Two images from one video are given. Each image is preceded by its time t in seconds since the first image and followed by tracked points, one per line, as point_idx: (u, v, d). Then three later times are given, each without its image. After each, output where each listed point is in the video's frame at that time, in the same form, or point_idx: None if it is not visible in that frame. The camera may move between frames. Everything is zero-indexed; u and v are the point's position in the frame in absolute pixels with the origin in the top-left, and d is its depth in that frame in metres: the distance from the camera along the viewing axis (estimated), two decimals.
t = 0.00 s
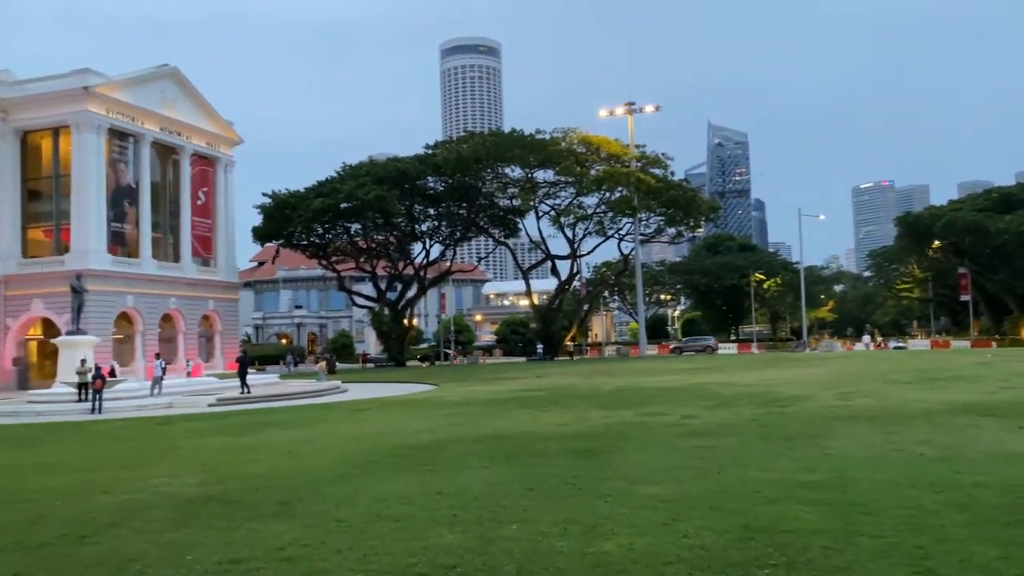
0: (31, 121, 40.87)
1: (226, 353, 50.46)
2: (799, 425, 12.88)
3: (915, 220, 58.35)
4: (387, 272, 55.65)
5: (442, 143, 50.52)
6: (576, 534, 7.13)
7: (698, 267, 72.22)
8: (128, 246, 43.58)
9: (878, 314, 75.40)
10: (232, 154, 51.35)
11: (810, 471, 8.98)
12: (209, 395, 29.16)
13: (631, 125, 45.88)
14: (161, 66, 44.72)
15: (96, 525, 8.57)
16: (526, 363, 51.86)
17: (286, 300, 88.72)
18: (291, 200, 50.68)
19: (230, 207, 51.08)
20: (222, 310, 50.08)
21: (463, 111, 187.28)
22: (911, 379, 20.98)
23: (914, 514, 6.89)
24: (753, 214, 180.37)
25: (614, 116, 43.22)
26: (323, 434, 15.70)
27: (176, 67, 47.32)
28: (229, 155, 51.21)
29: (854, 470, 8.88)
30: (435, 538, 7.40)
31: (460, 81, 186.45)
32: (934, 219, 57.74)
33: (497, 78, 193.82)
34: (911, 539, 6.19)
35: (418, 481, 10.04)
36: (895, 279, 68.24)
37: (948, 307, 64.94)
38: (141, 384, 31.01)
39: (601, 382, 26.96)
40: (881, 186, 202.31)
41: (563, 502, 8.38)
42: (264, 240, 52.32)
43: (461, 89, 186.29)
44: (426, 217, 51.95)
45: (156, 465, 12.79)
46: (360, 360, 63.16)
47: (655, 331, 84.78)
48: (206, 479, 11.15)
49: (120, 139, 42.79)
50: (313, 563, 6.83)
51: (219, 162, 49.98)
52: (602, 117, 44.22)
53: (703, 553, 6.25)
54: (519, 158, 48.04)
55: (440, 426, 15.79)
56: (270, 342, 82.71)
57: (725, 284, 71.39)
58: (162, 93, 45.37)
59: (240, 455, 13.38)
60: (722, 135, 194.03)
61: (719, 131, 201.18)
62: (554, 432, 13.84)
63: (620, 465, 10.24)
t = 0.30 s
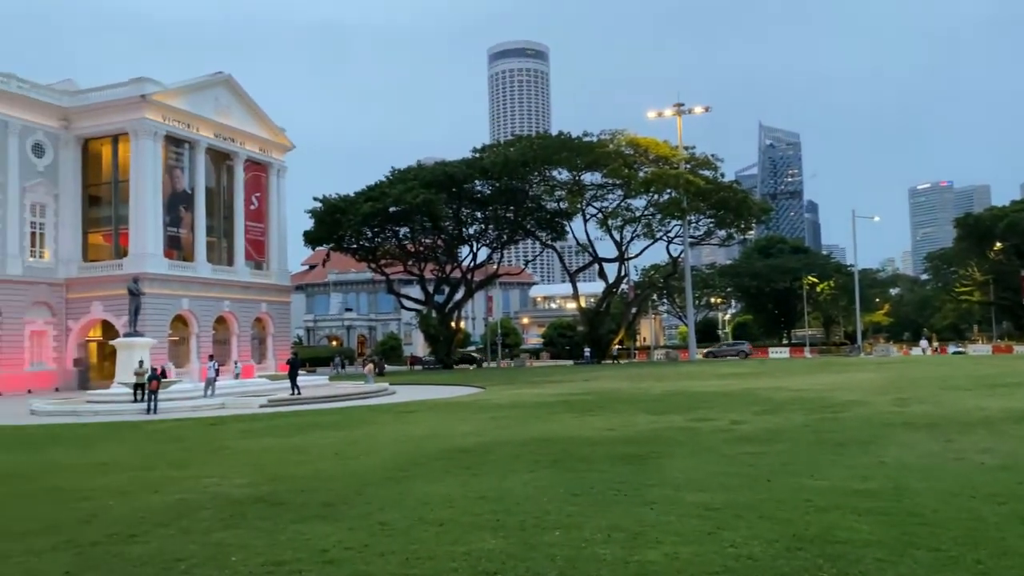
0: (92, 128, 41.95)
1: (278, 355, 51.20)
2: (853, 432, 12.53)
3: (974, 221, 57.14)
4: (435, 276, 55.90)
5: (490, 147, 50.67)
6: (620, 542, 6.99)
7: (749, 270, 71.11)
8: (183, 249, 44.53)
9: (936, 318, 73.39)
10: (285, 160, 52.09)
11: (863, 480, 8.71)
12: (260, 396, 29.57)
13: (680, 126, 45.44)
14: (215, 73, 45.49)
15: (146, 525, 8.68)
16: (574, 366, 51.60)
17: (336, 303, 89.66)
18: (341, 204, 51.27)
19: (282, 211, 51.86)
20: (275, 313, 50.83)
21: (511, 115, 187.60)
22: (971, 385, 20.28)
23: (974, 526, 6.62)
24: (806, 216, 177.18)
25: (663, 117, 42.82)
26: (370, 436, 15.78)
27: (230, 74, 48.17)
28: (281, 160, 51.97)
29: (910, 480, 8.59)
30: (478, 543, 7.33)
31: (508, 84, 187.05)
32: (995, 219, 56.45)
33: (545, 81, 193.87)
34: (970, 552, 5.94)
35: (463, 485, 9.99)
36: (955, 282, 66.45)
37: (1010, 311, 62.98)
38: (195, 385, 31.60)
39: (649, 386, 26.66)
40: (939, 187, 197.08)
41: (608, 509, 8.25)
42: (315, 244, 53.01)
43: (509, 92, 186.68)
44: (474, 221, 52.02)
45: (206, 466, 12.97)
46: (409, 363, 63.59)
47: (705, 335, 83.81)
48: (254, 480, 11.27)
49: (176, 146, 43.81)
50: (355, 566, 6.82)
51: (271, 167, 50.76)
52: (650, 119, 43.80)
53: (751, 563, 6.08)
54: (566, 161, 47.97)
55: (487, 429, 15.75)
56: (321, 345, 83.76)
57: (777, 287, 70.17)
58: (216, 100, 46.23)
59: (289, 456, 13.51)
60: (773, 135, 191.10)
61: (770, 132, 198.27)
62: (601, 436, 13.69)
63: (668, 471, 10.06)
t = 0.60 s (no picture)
0: (147, 136, 42.96)
1: (327, 358, 51.81)
2: (907, 439, 12.15)
3: None
4: (481, 279, 55.96)
5: (535, 151, 50.64)
6: (663, 550, 6.85)
7: (800, 273, 69.91)
8: (235, 255, 45.34)
9: (997, 322, 71.16)
10: (333, 166, 52.65)
11: (917, 489, 8.42)
12: (309, 399, 29.93)
13: (728, 128, 44.82)
14: (265, 81, 46.24)
15: (192, 526, 8.79)
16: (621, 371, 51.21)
17: (384, 307, 90.42)
18: (387, 209, 51.68)
19: (330, 217, 52.46)
20: (324, 317, 51.44)
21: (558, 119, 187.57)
22: None
23: None
24: (859, 218, 173.56)
25: (710, 118, 42.23)
26: (414, 439, 15.82)
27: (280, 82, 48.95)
28: (330, 166, 52.56)
29: (969, 489, 8.26)
30: (518, 549, 7.25)
31: (555, 88, 187.15)
32: None
33: (592, 85, 193.51)
34: None
35: (505, 489, 9.91)
36: (1016, 285, 64.38)
37: None
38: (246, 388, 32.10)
39: (697, 391, 26.30)
40: (999, 188, 191.50)
41: (652, 516, 8.10)
42: (363, 249, 53.54)
43: (556, 96, 186.74)
44: (520, 224, 52.00)
45: (253, 468, 13.12)
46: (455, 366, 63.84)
47: (755, 340, 82.56)
48: (299, 482, 11.35)
49: (228, 153, 44.67)
50: (394, 572, 6.77)
51: (320, 173, 51.40)
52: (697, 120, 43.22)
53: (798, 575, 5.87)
54: (612, 163, 47.68)
55: (531, 433, 15.66)
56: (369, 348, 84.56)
57: (829, 290, 68.74)
58: (266, 108, 46.98)
59: (334, 459, 13.62)
60: (825, 136, 187.87)
61: (822, 133, 194.91)
62: (646, 442, 13.51)
63: (714, 478, 9.86)
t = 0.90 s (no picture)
0: (198, 146, 43.89)
1: (374, 362, 52.26)
2: (964, 444, 11.79)
3: None
4: (526, 283, 55.91)
5: (578, 154, 50.50)
6: (709, 557, 6.73)
7: (852, 274, 68.47)
8: (284, 261, 45.96)
9: None
10: (379, 172, 53.14)
11: (976, 496, 8.14)
12: (356, 402, 30.23)
13: (776, 127, 44.14)
14: (312, 90, 46.93)
15: (240, 528, 8.90)
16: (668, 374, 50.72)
17: (429, 311, 91.30)
18: (432, 214, 51.97)
19: (376, 223, 52.92)
20: (371, 322, 51.91)
21: (602, 121, 186.99)
22: None
23: None
24: (913, 218, 169.57)
25: (757, 118, 41.65)
26: (459, 443, 15.86)
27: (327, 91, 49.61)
28: (376, 172, 53.06)
29: None
30: (562, 554, 7.19)
31: (599, 90, 186.71)
32: None
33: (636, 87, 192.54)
34: None
35: (548, 494, 9.86)
36: None
37: None
38: (295, 391, 32.53)
39: (745, 395, 25.90)
40: None
41: (698, 522, 7.98)
42: (408, 254, 53.95)
43: (600, 99, 186.28)
44: (564, 228, 51.82)
45: (301, 471, 13.27)
46: (501, 370, 63.93)
47: (806, 342, 81.08)
48: (345, 485, 11.45)
49: (277, 161, 45.42)
50: None
51: (367, 180, 51.91)
52: (744, 120, 42.66)
53: None
54: (657, 165, 47.31)
55: (576, 438, 15.57)
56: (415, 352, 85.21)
57: (883, 291, 67.17)
58: (313, 116, 47.63)
59: (379, 462, 13.70)
60: (877, 134, 184.03)
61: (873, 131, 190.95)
62: (692, 446, 13.33)
63: (761, 484, 9.68)
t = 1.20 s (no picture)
0: (246, 155, 44.67)
1: (419, 366, 52.57)
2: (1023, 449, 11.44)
3: None
4: (569, 286, 55.72)
5: (621, 155, 50.23)
6: (759, 563, 6.63)
7: (903, 274, 66.85)
8: (331, 267, 46.47)
9: None
10: (422, 177, 53.46)
11: None
12: (402, 406, 30.42)
13: (823, 125, 43.45)
14: (356, 97, 47.47)
15: (290, 531, 9.01)
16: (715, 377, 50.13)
17: (473, 315, 91.39)
18: (475, 218, 52.19)
19: (420, 228, 53.23)
20: (415, 326, 52.24)
21: (645, 122, 185.92)
22: None
23: None
24: (967, 216, 165.34)
25: (804, 116, 41.04)
26: (504, 447, 15.87)
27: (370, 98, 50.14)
28: (419, 178, 53.40)
29: None
30: (609, 560, 7.14)
31: (642, 91, 185.75)
32: None
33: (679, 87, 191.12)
34: None
35: (594, 499, 9.80)
36: None
37: None
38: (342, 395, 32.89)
39: (794, 398, 25.49)
40: None
41: (747, 528, 7.86)
42: (451, 259, 54.20)
43: (643, 100, 185.31)
44: (607, 230, 51.52)
45: (348, 474, 13.40)
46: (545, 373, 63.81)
47: (856, 344, 79.43)
48: (392, 489, 11.53)
49: (323, 168, 46.01)
50: None
51: (410, 185, 52.26)
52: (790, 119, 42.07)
53: None
54: (701, 165, 46.84)
55: (621, 442, 15.47)
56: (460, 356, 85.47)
57: (936, 291, 65.55)
58: (357, 123, 48.14)
59: (425, 466, 13.77)
60: (927, 131, 180.03)
61: (924, 127, 186.76)
62: (740, 451, 13.14)
63: (812, 489, 9.50)
